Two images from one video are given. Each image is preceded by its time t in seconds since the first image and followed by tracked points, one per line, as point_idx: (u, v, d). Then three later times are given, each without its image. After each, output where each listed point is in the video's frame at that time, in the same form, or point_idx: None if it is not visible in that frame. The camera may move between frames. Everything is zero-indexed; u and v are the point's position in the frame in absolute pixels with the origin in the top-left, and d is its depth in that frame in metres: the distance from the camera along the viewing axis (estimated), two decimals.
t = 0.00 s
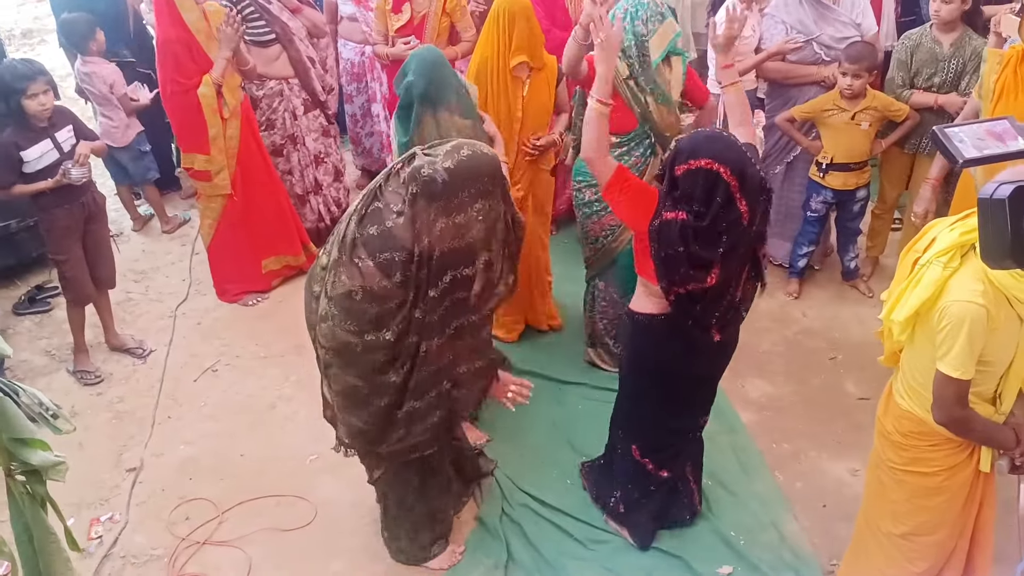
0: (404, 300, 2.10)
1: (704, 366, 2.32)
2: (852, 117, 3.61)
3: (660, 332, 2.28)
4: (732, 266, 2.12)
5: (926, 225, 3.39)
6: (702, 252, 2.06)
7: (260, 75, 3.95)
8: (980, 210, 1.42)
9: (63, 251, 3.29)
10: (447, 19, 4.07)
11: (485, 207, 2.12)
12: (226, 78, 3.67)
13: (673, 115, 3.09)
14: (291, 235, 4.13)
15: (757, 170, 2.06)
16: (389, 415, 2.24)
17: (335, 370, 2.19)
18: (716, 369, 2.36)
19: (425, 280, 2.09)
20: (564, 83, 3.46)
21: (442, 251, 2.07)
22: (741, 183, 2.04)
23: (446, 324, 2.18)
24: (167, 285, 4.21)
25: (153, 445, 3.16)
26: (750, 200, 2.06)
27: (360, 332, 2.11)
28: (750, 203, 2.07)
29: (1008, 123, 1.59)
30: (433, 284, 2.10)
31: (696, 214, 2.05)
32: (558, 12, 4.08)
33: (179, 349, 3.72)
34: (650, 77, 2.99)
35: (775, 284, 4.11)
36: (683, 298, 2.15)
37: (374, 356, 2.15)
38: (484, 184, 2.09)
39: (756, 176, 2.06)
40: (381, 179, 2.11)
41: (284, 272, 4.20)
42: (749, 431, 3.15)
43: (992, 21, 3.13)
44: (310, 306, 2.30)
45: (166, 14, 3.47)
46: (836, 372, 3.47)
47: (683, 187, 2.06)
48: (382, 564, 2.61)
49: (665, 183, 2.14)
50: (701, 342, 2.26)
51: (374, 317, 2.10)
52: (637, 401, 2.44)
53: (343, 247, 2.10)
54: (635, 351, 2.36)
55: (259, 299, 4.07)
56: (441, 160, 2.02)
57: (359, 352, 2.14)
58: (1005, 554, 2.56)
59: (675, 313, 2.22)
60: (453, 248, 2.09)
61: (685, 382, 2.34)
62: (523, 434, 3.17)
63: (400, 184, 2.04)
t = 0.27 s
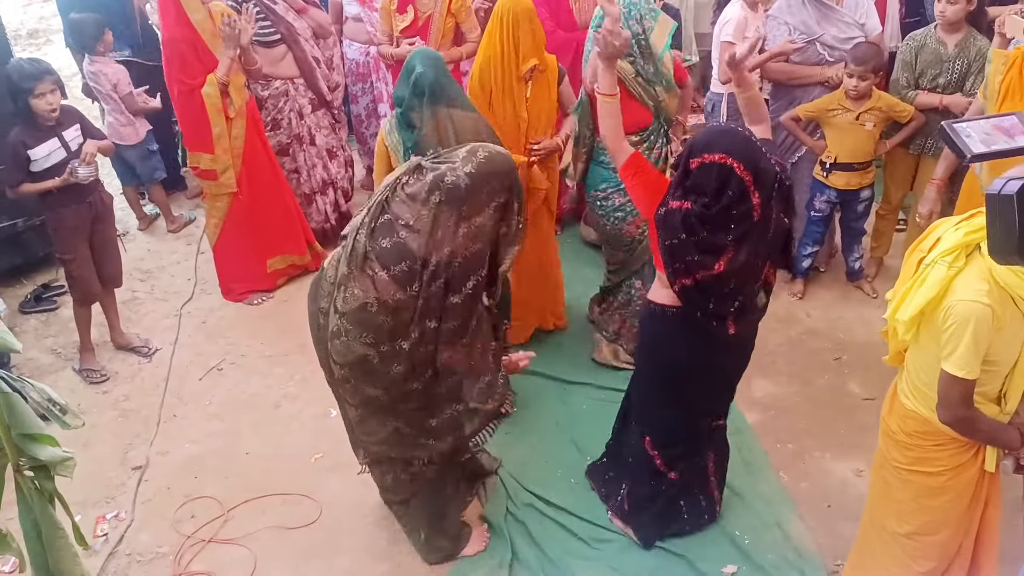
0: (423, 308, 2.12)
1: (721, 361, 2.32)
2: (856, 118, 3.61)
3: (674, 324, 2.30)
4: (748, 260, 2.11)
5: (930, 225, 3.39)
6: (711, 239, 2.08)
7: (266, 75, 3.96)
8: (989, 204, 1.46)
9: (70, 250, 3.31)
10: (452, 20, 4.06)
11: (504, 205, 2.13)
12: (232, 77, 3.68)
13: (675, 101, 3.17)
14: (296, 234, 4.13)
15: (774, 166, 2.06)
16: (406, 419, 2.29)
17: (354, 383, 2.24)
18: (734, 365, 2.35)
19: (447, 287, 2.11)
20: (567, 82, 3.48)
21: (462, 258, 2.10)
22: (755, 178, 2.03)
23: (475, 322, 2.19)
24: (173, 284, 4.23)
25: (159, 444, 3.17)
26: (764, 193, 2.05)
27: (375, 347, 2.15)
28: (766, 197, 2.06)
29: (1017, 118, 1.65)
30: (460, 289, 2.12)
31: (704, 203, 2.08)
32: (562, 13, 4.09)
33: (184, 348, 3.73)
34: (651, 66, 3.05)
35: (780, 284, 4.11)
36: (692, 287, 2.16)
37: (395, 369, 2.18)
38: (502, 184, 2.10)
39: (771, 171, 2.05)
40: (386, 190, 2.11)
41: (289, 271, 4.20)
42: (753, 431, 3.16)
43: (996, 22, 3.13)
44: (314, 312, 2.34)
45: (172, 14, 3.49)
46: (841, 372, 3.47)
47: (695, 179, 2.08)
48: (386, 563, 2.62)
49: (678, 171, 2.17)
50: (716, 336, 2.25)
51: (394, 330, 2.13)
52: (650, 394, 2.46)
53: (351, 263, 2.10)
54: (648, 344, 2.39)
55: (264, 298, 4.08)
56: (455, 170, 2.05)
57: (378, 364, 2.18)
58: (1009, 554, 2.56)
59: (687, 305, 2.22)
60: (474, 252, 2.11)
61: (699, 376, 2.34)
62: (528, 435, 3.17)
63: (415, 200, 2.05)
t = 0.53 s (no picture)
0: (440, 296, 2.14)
1: (725, 356, 2.34)
2: (859, 117, 3.61)
3: (672, 315, 2.33)
4: (756, 252, 2.10)
5: (932, 225, 3.39)
6: (716, 234, 2.09)
7: (268, 75, 3.97)
8: (999, 203, 1.49)
9: (73, 250, 3.31)
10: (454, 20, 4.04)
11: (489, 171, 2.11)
12: (235, 77, 3.68)
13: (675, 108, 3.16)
14: (299, 233, 4.14)
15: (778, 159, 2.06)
16: (430, 417, 2.30)
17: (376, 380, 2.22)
18: (738, 360, 2.37)
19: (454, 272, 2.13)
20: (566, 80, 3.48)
21: (462, 243, 2.10)
22: (759, 171, 2.03)
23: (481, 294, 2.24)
24: (175, 284, 4.23)
25: (161, 443, 3.17)
26: (768, 184, 2.04)
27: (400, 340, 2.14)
28: (771, 189, 2.05)
29: None
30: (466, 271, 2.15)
31: (707, 199, 2.09)
32: (565, 13, 4.10)
33: (186, 347, 3.73)
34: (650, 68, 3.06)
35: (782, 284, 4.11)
36: (699, 283, 2.18)
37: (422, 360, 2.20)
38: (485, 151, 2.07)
39: (775, 164, 2.05)
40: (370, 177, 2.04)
41: (292, 271, 4.21)
42: (755, 430, 3.16)
43: (998, 22, 3.14)
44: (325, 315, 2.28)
45: (175, 15, 3.49)
46: (843, 372, 3.48)
47: (699, 176, 2.10)
48: (388, 562, 2.62)
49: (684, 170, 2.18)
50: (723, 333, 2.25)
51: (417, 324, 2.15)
52: (654, 387, 2.48)
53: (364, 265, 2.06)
54: (648, 335, 2.42)
55: (267, 297, 4.08)
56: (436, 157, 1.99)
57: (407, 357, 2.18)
58: (1011, 553, 2.56)
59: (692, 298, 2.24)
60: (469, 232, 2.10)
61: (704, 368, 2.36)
62: (530, 434, 3.17)
63: (414, 197, 2.01)
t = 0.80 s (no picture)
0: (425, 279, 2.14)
1: (729, 346, 2.36)
2: (860, 117, 3.62)
3: (678, 311, 2.34)
4: (755, 245, 2.14)
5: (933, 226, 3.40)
6: (712, 226, 2.13)
7: (270, 76, 3.97)
8: (1003, 206, 1.50)
9: (76, 250, 3.32)
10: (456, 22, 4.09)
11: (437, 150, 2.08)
12: (237, 78, 3.69)
13: (667, 114, 3.11)
14: (300, 234, 4.14)
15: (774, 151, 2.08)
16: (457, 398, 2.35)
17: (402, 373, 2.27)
18: (744, 347, 2.39)
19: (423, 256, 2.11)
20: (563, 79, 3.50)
21: (433, 226, 2.09)
22: (756, 163, 2.06)
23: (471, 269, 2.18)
24: (177, 284, 4.24)
25: (163, 443, 3.18)
26: (764, 176, 2.07)
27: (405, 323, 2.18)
28: (767, 180, 2.08)
29: None
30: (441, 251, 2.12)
31: (705, 189, 2.12)
32: (568, 13, 4.05)
33: (188, 348, 3.74)
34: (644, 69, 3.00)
35: (783, 285, 4.12)
36: (701, 273, 2.20)
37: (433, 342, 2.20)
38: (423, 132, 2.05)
39: (773, 158, 2.08)
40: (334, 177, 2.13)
41: (293, 271, 4.21)
42: (756, 431, 3.16)
43: (999, 23, 3.14)
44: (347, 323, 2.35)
45: (177, 15, 3.50)
46: (844, 373, 3.48)
47: (696, 169, 2.13)
48: (389, 561, 2.63)
49: (683, 162, 2.21)
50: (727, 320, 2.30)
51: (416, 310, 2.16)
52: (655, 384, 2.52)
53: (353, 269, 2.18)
54: (650, 329, 2.44)
55: (268, 298, 4.09)
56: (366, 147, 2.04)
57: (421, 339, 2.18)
58: (1012, 554, 2.57)
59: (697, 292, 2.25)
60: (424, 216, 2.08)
61: (708, 365, 2.39)
62: (530, 435, 3.17)
63: (368, 194, 2.05)
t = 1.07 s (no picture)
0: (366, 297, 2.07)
1: (719, 343, 2.43)
2: (861, 117, 3.62)
3: (670, 306, 2.38)
4: (756, 238, 2.18)
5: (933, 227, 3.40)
6: (715, 215, 2.15)
7: (272, 77, 3.98)
8: (1002, 208, 1.51)
9: (78, 252, 3.33)
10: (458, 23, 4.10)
11: (367, 157, 2.03)
12: (239, 79, 3.69)
13: (666, 116, 3.11)
14: (300, 234, 4.16)
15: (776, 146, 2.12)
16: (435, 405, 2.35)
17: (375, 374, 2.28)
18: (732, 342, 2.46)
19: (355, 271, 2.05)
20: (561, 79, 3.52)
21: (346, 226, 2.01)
22: (757, 156, 2.10)
23: (402, 285, 2.04)
24: (179, 285, 4.24)
25: (165, 444, 3.18)
26: (766, 169, 2.10)
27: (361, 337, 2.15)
28: (768, 174, 2.11)
29: None
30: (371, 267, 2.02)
31: (709, 178, 2.14)
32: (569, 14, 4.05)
33: (190, 349, 3.74)
34: (641, 71, 3.03)
35: (784, 285, 4.12)
36: (701, 261, 2.22)
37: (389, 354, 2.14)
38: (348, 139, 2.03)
39: (775, 153, 2.11)
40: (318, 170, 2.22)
41: (294, 272, 4.22)
42: (757, 431, 3.16)
43: (999, 24, 3.15)
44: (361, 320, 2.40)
45: (181, 18, 3.50)
46: (844, 373, 3.48)
47: (699, 159, 2.16)
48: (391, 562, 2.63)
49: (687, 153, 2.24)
50: (716, 315, 2.35)
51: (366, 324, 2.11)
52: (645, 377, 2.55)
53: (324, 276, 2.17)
54: (638, 326, 2.47)
55: (270, 299, 4.09)
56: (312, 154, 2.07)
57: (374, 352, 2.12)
58: (1013, 554, 2.57)
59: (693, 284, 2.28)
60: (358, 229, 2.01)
61: (697, 360, 2.45)
62: (530, 435, 3.18)
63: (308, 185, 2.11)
